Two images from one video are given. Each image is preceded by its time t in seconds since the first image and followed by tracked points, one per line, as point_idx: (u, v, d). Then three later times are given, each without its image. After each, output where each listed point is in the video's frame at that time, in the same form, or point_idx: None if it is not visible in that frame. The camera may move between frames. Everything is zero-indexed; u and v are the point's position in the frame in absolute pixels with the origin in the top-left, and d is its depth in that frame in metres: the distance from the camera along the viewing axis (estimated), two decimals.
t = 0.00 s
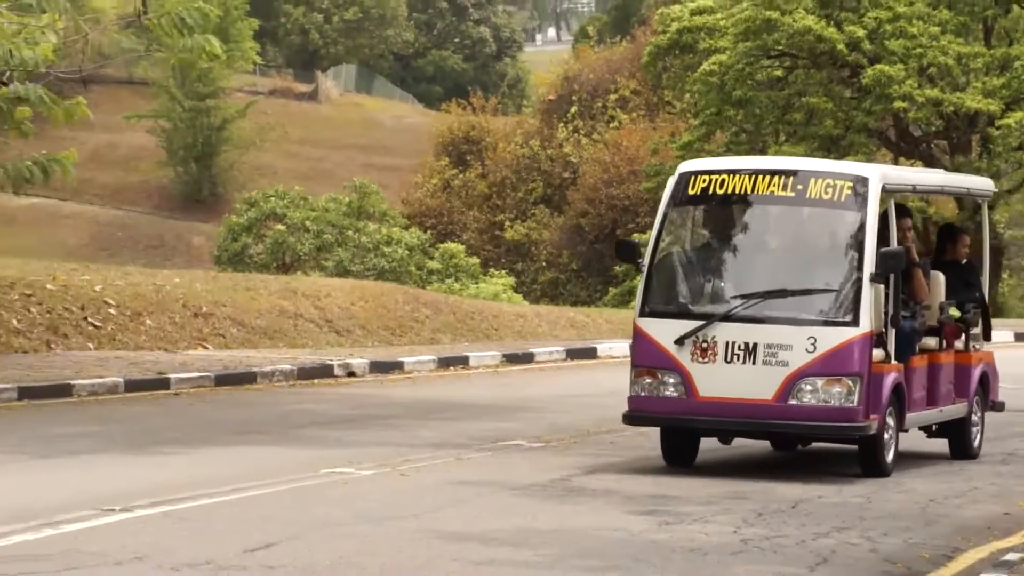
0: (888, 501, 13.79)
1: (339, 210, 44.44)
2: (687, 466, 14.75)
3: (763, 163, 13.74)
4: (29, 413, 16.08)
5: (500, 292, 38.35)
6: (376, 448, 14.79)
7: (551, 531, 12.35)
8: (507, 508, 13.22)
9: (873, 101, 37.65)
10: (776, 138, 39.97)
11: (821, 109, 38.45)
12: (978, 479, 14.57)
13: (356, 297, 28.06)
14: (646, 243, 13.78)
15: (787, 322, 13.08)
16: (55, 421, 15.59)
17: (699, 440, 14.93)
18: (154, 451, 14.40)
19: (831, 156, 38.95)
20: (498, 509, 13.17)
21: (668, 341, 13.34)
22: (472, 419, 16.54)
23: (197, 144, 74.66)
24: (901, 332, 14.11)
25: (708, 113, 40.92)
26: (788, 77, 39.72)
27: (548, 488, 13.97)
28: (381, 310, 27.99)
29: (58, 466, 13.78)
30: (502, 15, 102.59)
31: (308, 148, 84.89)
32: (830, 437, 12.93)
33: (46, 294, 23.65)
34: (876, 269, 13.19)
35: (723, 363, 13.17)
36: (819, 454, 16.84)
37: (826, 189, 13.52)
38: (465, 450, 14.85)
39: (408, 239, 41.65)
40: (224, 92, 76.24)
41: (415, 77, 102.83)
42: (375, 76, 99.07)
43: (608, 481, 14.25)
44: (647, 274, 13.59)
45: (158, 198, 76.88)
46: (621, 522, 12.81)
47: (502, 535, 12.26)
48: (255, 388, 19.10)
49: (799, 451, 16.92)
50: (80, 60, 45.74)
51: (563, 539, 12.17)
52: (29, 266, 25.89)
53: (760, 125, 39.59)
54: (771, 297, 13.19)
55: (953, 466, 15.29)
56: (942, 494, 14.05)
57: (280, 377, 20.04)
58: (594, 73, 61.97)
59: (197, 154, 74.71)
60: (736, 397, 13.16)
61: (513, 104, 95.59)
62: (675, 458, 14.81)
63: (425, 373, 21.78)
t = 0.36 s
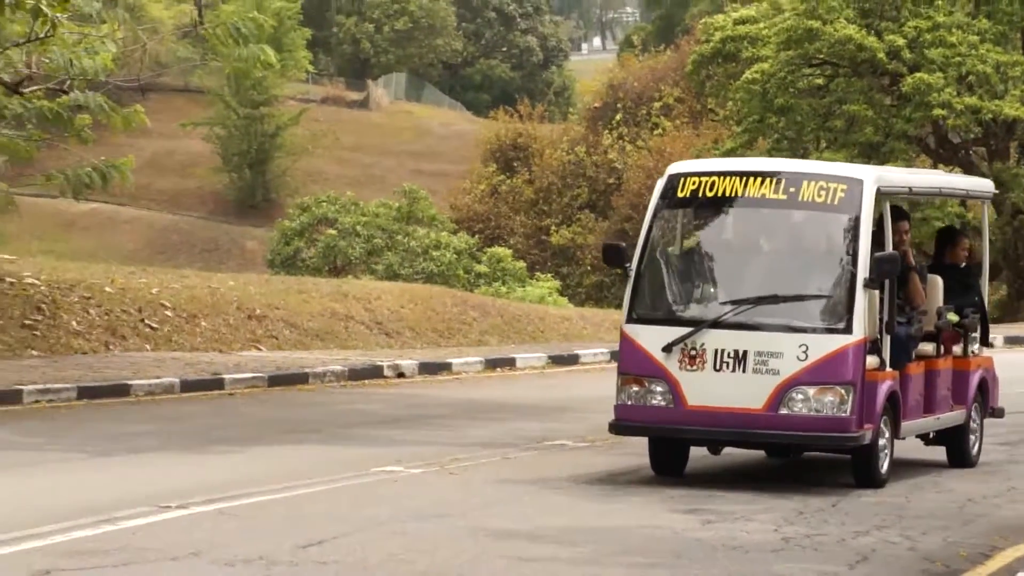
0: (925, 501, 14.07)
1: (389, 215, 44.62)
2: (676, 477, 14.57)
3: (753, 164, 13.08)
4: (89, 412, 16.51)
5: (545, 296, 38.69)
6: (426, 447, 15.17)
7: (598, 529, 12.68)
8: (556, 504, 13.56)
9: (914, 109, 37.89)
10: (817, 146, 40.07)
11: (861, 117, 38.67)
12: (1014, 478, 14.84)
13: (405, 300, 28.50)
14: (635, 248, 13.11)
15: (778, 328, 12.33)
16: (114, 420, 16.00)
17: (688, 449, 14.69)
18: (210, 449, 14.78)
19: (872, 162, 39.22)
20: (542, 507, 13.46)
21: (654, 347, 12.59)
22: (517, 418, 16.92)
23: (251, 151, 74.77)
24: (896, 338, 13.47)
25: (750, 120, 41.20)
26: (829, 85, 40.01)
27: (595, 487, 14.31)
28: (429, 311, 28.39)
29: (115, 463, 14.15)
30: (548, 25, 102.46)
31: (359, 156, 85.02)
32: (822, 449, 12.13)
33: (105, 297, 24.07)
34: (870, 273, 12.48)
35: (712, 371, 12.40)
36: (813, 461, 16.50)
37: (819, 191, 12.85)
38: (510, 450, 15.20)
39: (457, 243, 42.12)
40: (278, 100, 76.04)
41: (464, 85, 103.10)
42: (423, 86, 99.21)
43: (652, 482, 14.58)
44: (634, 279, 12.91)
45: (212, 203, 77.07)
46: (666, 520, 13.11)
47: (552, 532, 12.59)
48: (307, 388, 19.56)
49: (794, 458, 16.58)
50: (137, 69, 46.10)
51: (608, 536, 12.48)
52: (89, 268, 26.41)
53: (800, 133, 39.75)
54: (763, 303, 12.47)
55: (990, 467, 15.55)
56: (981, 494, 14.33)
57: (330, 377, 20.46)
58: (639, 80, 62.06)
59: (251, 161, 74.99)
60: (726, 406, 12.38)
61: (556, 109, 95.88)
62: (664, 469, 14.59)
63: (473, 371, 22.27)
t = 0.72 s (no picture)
0: (955, 497, 14.74)
1: (443, 223, 45.50)
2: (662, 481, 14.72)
3: (736, 172, 12.87)
4: (162, 409, 17.40)
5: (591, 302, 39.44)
6: (481, 443, 15.97)
7: (645, 522, 13.42)
8: (605, 497, 14.32)
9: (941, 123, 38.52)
10: (851, 157, 40.77)
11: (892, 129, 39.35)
12: None
13: (458, 304, 29.31)
14: (619, 257, 12.89)
15: (762, 337, 12.09)
16: (186, 417, 16.85)
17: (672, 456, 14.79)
18: (276, 445, 15.61)
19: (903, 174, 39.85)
20: (591, 502, 14.20)
21: (637, 357, 12.34)
22: (567, 416, 17.70)
23: (311, 163, 75.48)
24: (881, 345, 13.30)
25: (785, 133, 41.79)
26: (862, 100, 40.59)
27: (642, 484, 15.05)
28: (480, 315, 29.14)
29: (184, 459, 14.95)
30: (595, 41, 103.19)
31: (413, 168, 85.71)
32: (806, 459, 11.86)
33: (173, 302, 24.99)
34: (854, 283, 12.25)
35: (695, 380, 12.15)
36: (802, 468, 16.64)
37: (804, 199, 12.64)
38: (559, 448, 15.97)
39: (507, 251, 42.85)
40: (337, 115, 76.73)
41: (514, 101, 103.58)
42: (475, 100, 99.99)
43: (695, 479, 15.30)
44: (619, 288, 12.69)
45: (274, 213, 77.94)
46: (710, 512, 13.85)
47: (602, 525, 13.35)
48: (368, 388, 20.44)
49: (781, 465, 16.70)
50: (200, 84, 47.10)
51: (655, 529, 13.22)
52: (157, 275, 27.38)
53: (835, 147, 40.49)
54: (747, 312, 12.22)
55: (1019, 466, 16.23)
56: (1009, 490, 15.00)
57: (386, 378, 21.28)
58: (681, 94, 63.00)
59: (311, 172, 75.77)
60: (709, 416, 12.12)
61: (601, 120, 96.62)
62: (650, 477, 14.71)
63: (522, 372, 23.12)
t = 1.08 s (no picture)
0: (1000, 494, 15.12)
1: (503, 228, 46.19)
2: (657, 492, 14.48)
3: (732, 174, 12.43)
4: (233, 407, 18.13)
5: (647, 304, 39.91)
6: (540, 441, 16.52)
7: (699, 513, 13.83)
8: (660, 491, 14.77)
9: (989, 131, 39.30)
10: (899, 165, 41.28)
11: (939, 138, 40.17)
12: None
13: (518, 306, 29.99)
14: (615, 261, 12.47)
15: (759, 344, 11.67)
16: (254, 415, 17.55)
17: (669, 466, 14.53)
18: (345, 442, 16.23)
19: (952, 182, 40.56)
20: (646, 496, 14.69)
21: (631, 364, 11.96)
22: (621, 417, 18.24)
23: (378, 170, 76.41)
24: (882, 352, 12.81)
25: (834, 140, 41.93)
26: (911, 108, 40.90)
27: (681, 486, 15.30)
28: (539, 317, 29.80)
29: (258, 453, 15.59)
30: (650, 53, 103.88)
31: (476, 175, 86.24)
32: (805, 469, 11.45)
33: (245, 303, 25.67)
34: (854, 288, 11.80)
35: (690, 388, 11.75)
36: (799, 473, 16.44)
37: (802, 203, 12.18)
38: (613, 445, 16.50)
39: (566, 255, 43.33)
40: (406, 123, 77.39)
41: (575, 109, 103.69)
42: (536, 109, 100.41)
43: (732, 480, 15.58)
44: (614, 293, 12.28)
45: (342, 219, 78.73)
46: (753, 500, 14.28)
47: (656, 514, 13.79)
48: (429, 387, 21.13)
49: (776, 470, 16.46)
50: (269, 93, 48.16)
51: (706, 521, 13.61)
52: (229, 277, 28.09)
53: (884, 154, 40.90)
54: (743, 319, 11.80)
55: None
56: None
57: (448, 377, 22.02)
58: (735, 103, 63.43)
59: (376, 178, 76.64)
60: (704, 425, 11.73)
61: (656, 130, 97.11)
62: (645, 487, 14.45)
63: (581, 370, 23.83)
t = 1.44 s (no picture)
0: None
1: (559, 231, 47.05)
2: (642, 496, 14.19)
3: (719, 174, 12.12)
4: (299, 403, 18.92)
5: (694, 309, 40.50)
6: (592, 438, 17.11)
7: (739, 503, 14.25)
8: (708, 485, 15.31)
9: None
10: (937, 172, 42.00)
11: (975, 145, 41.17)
12: None
13: (572, 307, 30.74)
14: (598, 261, 12.15)
15: (745, 346, 11.40)
16: (318, 410, 18.31)
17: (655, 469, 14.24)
18: (406, 435, 16.98)
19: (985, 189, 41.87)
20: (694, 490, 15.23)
21: (615, 366, 11.66)
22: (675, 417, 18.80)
23: (438, 175, 77.45)
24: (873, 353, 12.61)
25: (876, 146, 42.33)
26: (949, 118, 41.65)
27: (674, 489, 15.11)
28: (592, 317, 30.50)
29: (321, 446, 16.35)
30: (700, 65, 104.43)
31: (529, 180, 87.02)
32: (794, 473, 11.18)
33: (311, 302, 26.54)
34: (842, 288, 11.53)
35: (675, 391, 11.47)
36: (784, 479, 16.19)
37: (789, 202, 11.89)
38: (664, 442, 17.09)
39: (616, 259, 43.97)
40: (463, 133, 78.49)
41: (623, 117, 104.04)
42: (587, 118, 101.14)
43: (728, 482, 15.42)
44: (598, 294, 11.97)
45: (403, 222, 79.77)
46: (794, 489, 14.87)
47: (702, 504, 14.39)
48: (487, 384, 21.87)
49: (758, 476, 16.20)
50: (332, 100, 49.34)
51: (748, 511, 14.02)
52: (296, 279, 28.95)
53: (923, 162, 41.69)
54: (731, 320, 11.52)
55: None
56: None
57: (504, 374, 22.77)
58: (779, 113, 64.02)
59: (438, 184, 77.67)
60: (690, 428, 11.44)
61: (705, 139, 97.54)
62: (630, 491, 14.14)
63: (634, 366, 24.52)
